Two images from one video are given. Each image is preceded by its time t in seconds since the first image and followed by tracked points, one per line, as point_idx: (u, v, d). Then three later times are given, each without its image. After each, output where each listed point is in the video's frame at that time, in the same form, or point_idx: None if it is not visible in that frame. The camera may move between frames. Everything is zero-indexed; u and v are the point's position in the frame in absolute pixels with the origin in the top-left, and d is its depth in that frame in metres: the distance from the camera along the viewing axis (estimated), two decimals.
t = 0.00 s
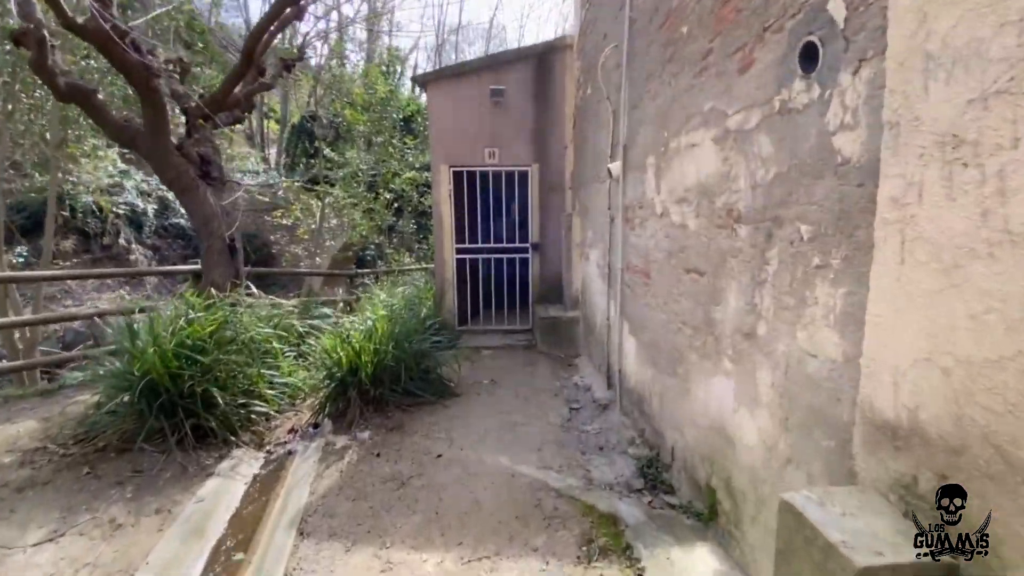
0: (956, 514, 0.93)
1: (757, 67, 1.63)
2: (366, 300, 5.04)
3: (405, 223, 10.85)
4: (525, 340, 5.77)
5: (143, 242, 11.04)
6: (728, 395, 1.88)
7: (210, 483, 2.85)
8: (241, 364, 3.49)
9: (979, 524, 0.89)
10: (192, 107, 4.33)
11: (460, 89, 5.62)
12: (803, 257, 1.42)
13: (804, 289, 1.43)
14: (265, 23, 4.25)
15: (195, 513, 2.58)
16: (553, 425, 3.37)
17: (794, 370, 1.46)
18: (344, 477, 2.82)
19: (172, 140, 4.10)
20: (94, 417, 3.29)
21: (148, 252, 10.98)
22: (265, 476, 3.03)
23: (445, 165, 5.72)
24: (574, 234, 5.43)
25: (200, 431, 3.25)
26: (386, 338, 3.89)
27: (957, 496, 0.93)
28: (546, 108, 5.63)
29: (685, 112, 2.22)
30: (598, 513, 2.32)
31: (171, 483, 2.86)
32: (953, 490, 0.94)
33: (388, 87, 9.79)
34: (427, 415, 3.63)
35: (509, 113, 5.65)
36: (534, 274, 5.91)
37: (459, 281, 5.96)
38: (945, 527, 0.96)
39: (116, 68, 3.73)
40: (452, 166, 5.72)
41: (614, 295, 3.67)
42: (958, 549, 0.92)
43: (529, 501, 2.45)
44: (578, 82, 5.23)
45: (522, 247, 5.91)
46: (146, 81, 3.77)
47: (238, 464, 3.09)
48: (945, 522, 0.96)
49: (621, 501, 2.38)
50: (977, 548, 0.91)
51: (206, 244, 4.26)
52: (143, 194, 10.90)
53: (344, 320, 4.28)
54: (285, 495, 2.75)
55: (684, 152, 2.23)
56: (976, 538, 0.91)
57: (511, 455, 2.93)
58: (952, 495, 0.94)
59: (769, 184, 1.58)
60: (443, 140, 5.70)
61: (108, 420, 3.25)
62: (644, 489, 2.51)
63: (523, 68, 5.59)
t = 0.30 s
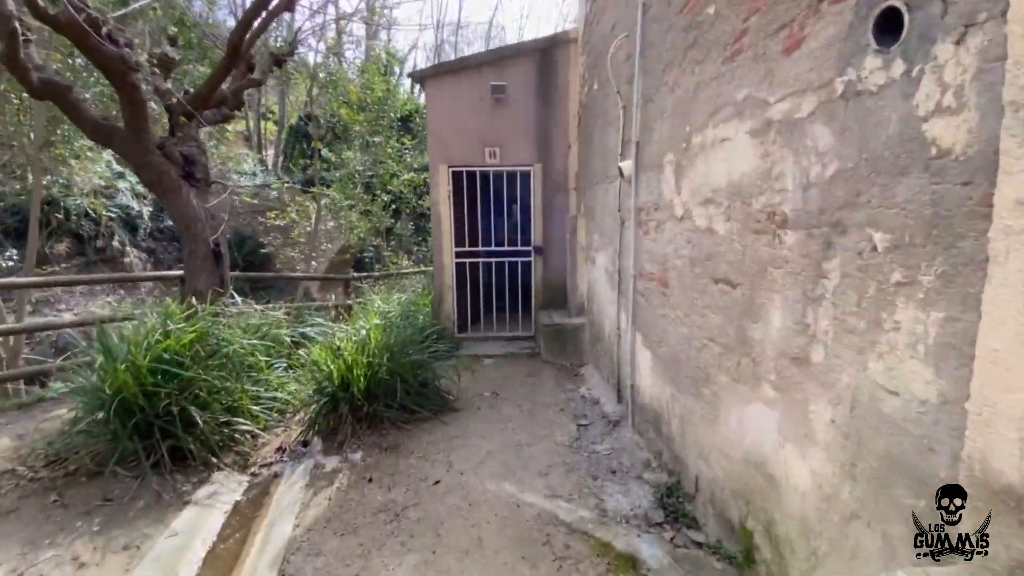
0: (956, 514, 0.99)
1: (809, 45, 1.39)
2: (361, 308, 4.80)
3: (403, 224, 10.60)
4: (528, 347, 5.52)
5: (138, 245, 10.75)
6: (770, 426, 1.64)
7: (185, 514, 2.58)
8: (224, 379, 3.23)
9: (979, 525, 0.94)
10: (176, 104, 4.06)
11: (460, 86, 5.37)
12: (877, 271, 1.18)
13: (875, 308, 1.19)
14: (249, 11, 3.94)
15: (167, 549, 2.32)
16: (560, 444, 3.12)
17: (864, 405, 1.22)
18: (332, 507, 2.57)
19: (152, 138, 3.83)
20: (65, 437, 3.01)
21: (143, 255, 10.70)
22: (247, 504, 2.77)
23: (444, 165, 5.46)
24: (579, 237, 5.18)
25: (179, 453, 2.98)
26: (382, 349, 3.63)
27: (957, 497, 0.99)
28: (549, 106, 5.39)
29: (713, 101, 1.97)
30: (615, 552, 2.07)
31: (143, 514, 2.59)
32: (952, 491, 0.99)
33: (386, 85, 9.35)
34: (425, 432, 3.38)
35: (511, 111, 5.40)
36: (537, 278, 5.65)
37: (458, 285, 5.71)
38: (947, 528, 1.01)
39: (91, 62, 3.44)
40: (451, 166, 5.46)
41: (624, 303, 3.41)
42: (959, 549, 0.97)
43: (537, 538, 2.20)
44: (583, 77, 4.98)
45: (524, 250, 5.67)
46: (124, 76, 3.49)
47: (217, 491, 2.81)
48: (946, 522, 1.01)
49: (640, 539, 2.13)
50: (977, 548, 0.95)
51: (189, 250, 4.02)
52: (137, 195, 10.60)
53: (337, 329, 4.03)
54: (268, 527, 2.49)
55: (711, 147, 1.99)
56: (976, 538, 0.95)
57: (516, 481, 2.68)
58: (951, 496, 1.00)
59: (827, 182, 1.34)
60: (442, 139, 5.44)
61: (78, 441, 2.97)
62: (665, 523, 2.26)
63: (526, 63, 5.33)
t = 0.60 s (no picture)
0: (956, 513, 1.00)
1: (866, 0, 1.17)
2: (355, 310, 4.56)
3: (400, 224, 10.33)
4: (529, 350, 5.26)
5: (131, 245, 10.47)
6: (815, 451, 1.41)
7: (151, 540, 2.34)
8: (200, 388, 2.98)
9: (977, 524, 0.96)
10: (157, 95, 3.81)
11: (457, 77, 5.13)
12: (969, 270, 0.96)
13: (970, 315, 0.97)
14: None
15: None
16: (565, 459, 2.87)
17: (952, 437, 1.01)
18: (314, 532, 2.34)
19: (127, 130, 3.58)
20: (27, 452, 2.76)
21: (136, 255, 10.40)
22: (222, 525, 2.52)
23: (441, 160, 5.23)
24: (582, 235, 4.94)
25: (150, 469, 2.74)
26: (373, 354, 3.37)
27: (956, 497, 1.00)
28: (551, 98, 5.15)
29: (742, 77, 1.72)
30: None
31: (104, 540, 2.35)
32: (952, 491, 1.01)
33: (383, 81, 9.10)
34: (419, 445, 3.13)
35: (510, 104, 5.16)
36: (538, 278, 5.42)
37: (456, 286, 5.48)
38: (945, 527, 1.03)
39: (58, 48, 3.16)
40: (448, 162, 5.23)
41: (632, 305, 3.17)
42: (958, 549, 0.99)
43: (541, 570, 1.97)
44: (586, 68, 4.75)
45: (524, 249, 5.42)
46: (92, 62, 3.21)
47: (190, 512, 2.57)
48: (944, 522, 1.03)
49: (656, 573, 1.89)
50: (976, 548, 0.97)
51: (168, 250, 3.81)
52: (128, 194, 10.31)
53: (326, 333, 3.79)
54: (243, 553, 2.25)
55: (738, 130, 1.76)
56: (976, 537, 0.97)
57: (517, 501, 2.44)
58: (951, 496, 1.01)
59: (895, 163, 1.12)
60: (439, 134, 5.21)
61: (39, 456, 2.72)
62: (683, 551, 2.02)
63: (526, 54, 5.09)
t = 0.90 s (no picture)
0: (956, 513, 0.98)
1: None
2: (345, 319, 4.30)
3: (396, 226, 10.08)
4: (529, 359, 5.00)
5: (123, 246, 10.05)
6: (882, 511, 1.16)
7: None
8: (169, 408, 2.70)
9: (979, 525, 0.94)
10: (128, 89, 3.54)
11: (454, 72, 4.87)
12: None
13: None
14: None
15: None
16: (571, 488, 2.60)
17: None
18: None
19: (94, 126, 3.32)
20: None
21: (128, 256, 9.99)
22: (189, 566, 2.25)
23: (437, 160, 4.98)
24: (585, 238, 4.68)
25: (112, 499, 2.45)
26: (360, 368, 3.10)
27: (956, 497, 0.99)
28: (552, 94, 4.90)
29: (781, 60, 1.47)
30: None
31: None
32: (952, 490, 0.99)
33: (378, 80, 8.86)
34: (410, 469, 2.86)
35: (509, 100, 4.91)
36: (538, 283, 5.17)
37: (453, 292, 5.22)
38: (945, 528, 1.00)
39: (14, 37, 2.88)
40: (444, 162, 4.98)
41: (642, 316, 2.91)
42: (956, 548, 0.97)
43: None
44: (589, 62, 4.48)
45: (524, 253, 5.18)
46: (54, 53, 2.93)
47: (154, 551, 2.29)
48: (944, 522, 1.00)
49: None
50: (976, 548, 0.95)
51: (140, 255, 3.58)
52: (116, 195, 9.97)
53: (312, 345, 3.53)
54: None
55: (775, 122, 1.51)
56: (975, 538, 0.95)
57: (518, 540, 2.19)
58: (951, 496, 1.00)
59: (1006, 159, 0.88)
60: (434, 132, 4.95)
61: None
62: None
63: (525, 47, 4.84)
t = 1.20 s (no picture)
0: (956, 513, 0.98)
1: None
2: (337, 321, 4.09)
3: (393, 225, 9.88)
4: (531, 363, 4.78)
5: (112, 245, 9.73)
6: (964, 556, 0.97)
7: None
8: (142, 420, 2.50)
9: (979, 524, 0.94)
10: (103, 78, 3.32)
11: (452, 62, 4.65)
12: None
13: None
14: None
15: None
16: (580, 506, 2.39)
17: None
18: None
19: (66, 115, 3.09)
20: None
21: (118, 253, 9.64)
22: None
23: (434, 154, 4.77)
24: (588, 235, 4.48)
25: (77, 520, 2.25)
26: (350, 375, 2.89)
27: (956, 497, 0.99)
28: (553, 85, 4.69)
29: (830, 23, 1.26)
30: None
31: None
32: (952, 490, 0.99)
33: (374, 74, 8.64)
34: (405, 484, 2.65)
35: (509, 91, 4.70)
36: (539, 283, 4.97)
37: (450, 292, 5.01)
38: (944, 528, 1.00)
39: None
40: (442, 155, 4.76)
41: (654, 318, 2.70)
42: (957, 549, 0.97)
43: None
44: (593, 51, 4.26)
45: (525, 251, 4.98)
46: (22, 37, 2.64)
47: None
48: (944, 522, 1.01)
49: None
50: (975, 548, 0.96)
51: (115, 254, 3.38)
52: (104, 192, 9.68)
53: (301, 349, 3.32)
54: None
55: (821, 97, 1.30)
56: (975, 537, 0.96)
57: (523, 567, 1.98)
58: (951, 495, 1.00)
59: None
60: (431, 124, 4.74)
61: None
62: None
63: (526, 36, 4.63)
